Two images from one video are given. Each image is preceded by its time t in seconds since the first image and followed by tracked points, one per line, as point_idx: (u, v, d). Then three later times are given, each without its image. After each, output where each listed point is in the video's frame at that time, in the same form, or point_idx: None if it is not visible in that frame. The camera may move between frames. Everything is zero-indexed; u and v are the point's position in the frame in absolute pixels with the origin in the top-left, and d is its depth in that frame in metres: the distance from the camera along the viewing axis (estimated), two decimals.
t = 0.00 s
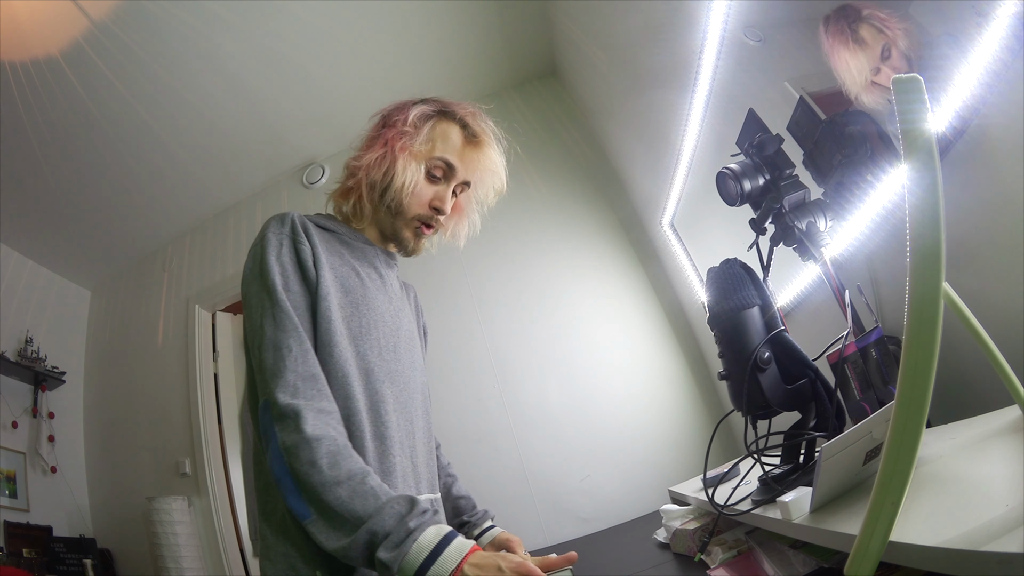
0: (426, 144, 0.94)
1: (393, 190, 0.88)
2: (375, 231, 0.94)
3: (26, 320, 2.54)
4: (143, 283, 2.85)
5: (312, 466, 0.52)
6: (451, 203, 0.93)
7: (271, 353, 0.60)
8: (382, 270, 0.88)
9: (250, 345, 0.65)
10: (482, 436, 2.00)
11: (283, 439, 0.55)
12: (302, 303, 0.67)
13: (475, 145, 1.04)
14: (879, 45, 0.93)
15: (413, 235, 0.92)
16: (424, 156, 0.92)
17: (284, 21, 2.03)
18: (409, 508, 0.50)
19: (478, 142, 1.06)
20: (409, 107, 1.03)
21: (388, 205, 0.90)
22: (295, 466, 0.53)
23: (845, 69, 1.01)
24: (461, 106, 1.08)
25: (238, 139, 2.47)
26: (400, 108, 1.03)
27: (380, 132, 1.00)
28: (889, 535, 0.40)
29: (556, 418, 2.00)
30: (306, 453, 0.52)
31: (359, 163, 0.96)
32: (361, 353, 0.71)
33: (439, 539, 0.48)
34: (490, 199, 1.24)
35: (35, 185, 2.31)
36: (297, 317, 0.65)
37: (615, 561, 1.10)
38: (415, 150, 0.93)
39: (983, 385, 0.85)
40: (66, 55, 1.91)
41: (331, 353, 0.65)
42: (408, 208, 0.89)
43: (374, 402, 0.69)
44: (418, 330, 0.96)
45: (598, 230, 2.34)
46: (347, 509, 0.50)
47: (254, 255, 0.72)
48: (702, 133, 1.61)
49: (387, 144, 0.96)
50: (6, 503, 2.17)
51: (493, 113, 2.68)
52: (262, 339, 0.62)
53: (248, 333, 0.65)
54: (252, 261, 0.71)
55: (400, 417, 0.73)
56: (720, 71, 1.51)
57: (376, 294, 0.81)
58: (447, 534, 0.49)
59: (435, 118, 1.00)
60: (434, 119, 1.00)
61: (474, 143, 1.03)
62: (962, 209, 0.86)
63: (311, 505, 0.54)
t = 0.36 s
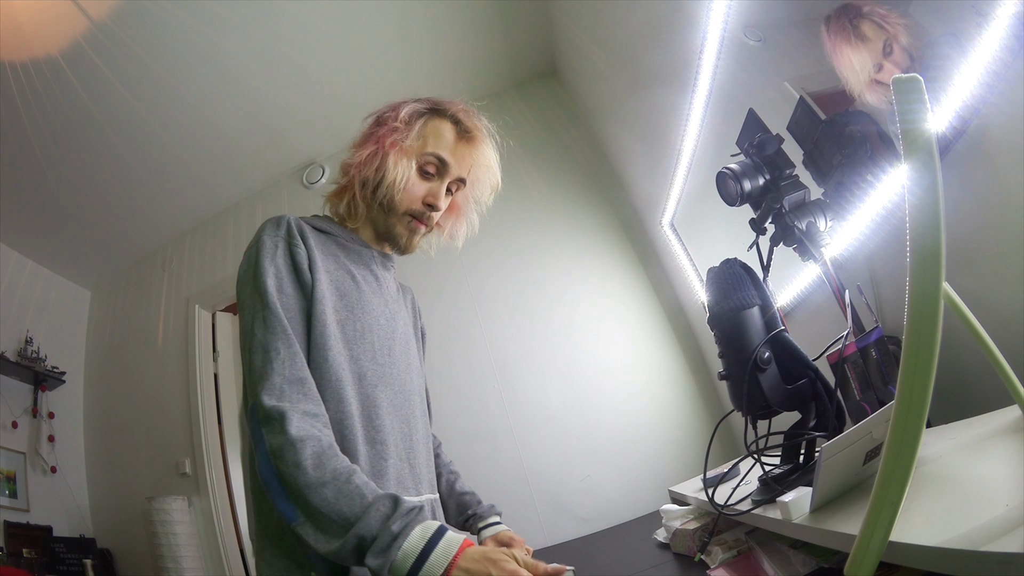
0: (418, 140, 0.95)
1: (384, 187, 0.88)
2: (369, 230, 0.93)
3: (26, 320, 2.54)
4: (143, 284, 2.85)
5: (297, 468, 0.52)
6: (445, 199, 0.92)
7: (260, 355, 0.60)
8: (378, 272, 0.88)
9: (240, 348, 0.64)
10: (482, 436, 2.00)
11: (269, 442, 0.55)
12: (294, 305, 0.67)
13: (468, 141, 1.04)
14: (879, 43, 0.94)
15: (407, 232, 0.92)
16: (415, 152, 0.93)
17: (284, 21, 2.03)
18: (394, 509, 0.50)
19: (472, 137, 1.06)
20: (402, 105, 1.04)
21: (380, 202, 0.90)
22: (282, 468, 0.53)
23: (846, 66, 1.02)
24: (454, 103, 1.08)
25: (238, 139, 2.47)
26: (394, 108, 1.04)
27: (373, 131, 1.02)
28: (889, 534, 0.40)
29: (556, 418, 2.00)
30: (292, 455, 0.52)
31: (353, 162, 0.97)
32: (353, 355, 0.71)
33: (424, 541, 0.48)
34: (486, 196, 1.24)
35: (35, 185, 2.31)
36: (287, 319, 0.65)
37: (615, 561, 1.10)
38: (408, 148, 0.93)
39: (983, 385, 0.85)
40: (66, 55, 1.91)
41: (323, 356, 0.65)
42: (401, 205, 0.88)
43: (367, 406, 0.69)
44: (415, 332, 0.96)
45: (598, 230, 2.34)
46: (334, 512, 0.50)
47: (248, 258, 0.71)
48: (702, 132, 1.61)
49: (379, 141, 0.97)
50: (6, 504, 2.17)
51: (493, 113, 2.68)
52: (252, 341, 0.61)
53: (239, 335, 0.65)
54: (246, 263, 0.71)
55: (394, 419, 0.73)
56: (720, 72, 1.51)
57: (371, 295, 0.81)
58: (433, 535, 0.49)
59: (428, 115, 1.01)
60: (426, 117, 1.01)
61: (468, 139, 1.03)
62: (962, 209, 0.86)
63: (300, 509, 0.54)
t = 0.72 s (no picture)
0: (409, 132, 0.95)
1: (378, 180, 0.88)
2: (365, 227, 0.92)
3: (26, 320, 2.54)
4: (143, 283, 2.85)
5: (281, 470, 0.51)
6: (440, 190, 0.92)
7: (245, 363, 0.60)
8: (375, 271, 0.87)
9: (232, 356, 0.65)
10: (482, 436, 1.99)
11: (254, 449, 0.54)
12: (285, 310, 0.67)
13: (460, 131, 1.04)
14: (880, 34, 0.94)
15: (402, 225, 0.91)
16: (407, 144, 0.93)
17: (284, 21, 2.03)
18: (373, 500, 0.48)
19: (463, 127, 1.06)
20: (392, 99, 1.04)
21: (374, 196, 0.89)
22: (268, 473, 0.52)
23: (844, 60, 1.02)
24: (444, 95, 1.08)
25: (239, 139, 2.47)
26: (384, 102, 1.04)
27: (364, 126, 1.02)
28: (889, 534, 0.40)
29: (556, 418, 2.00)
30: (274, 458, 0.52)
31: (346, 158, 0.97)
32: (347, 358, 0.71)
33: (409, 526, 0.47)
34: (481, 188, 1.24)
35: (35, 185, 2.31)
36: (274, 325, 0.65)
37: (615, 561, 1.10)
38: (399, 142, 0.93)
39: (983, 385, 0.84)
40: (67, 55, 1.91)
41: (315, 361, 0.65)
42: (395, 198, 0.88)
43: (363, 408, 0.69)
44: (416, 330, 0.95)
45: (598, 230, 2.34)
46: (319, 509, 0.49)
47: (241, 263, 0.72)
48: (702, 132, 1.62)
49: (370, 135, 0.97)
50: (5, 504, 2.17)
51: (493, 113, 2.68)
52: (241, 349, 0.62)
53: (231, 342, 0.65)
54: (238, 269, 0.71)
55: (393, 419, 0.73)
56: (720, 72, 1.51)
57: (365, 295, 0.80)
58: (418, 521, 0.48)
59: (418, 108, 1.01)
60: (416, 110, 1.01)
61: (458, 129, 1.03)
62: (962, 210, 0.86)
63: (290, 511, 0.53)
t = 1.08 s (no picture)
0: (411, 125, 0.95)
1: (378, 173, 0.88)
2: (359, 221, 0.92)
3: (26, 320, 2.54)
4: (143, 284, 2.85)
5: (301, 479, 0.52)
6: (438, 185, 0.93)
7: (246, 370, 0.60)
8: (371, 269, 0.87)
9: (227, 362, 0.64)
10: (482, 436, 1.99)
11: (264, 458, 0.55)
12: (281, 314, 0.67)
13: (458, 126, 1.05)
14: (878, 32, 0.95)
15: (399, 219, 0.92)
16: (409, 138, 0.93)
17: (284, 21, 2.03)
18: (403, 499, 0.53)
19: (461, 123, 1.06)
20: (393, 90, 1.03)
21: (373, 189, 0.89)
22: (284, 482, 0.53)
23: (842, 57, 1.02)
24: (442, 89, 1.08)
25: (238, 139, 2.47)
26: (384, 93, 1.03)
27: (363, 116, 1.01)
28: (889, 535, 0.40)
29: (556, 418, 2.00)
30: (291, 467, 0.53)
31: (345, 148, 0.96)
32: (346, 359, 0.71)
33: (443, 517, 0.53)
34: (472, 183, 1.24)
35: (35, 185, 2.31)
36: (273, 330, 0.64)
37: (615, 561, 1.10)
38: (402, 132, 0.93)
39: (983, 385, 0.84)
40: (67, 55, 1.91)
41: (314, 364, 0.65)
42: (395, 192, 0.89)
43: (364, 409, 0.70)
44: (411, 326, 0.96)
45: (598, 230, 2.34)
46: (346, 511, 0.52)
47: (234, 264, 0.71)
48: (702, 132, 1.62)
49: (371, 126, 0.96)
50: (5, 503, 2.17)
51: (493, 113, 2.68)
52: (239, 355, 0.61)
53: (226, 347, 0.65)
54: (232, 272, 0.70)
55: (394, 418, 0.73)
56: (720, 72, 1.51)
57: (361, 295, 0.80)
58: (448, 511, 0.54)
59: (419, 101, 1.01)
60: (417, 103, 1.00)
61: (458, 124, 1.04)
62: (962, 210, 0.86)
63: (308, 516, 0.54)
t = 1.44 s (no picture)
0: (420, 131, 0.93)
1: (386, 181, 0.87)
2: (359, 222, 0.92)
3: (26, 320, 2.54)
4: (143, 284, 2.85)
5: (340, 484, 0.53)
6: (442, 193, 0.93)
7: (267, 370, 0.58)
8: (370, 270, 0.88)
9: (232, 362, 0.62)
10: (482, 436, 1.99)
11: (293, 461, 0.54)
12: (292, 314, 0.67)
13: (463, 133, 1.04)
14: (880, 37, 0.94)
15: (403, 225, 0.92)
16: (419, 145, 0.91)
17: (284, 21, 2.03)
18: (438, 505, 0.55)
19: (466, 130, 1.06)
20: (401, 91, 1.01)
21: (379, 196, 0.88)
22: (318, 486, 0.53)
23: (844, 61, 1.02)
24: (449, 93, 1.07)
25: (238, 139, 2.47)
26: (390, 92, 1.00)
27: (369, 115, 0.98)
28: (889, 534, 0.40)
29: (556, 418, 2.00)
30: (329, 471, 0.53)
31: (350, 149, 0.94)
32: (352, 361, 0.71)
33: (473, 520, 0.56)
34: (470, 186, 1.24)
35: (34, 185, 2.31)
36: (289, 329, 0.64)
37: (615, 561, 1.10)
38: (411, 138, 0.92)
39: (983, 385, 0.84)
40: (67, 55, 1.91)
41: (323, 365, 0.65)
42: (401, 199, 0.88)
43: (370, 412, 0.70)
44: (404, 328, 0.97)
45: (598, 230, 2.34)
46: (383, 517, 0.53)
47: (237, 260, 0.71)
48: (702, 132, 1.62)
49: (379, 128, 0.94)
50: (5, 504, 2.17)
51: (492, 113, 2.68)
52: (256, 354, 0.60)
53: (232, 345, 0.63)
54: (237, 269, 0.69)
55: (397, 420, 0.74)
56: (720, 71, 1.51)
57: (363, 297, 0.81)
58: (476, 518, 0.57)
59: (427, 105, 0.99)
60: (426, 107, 0.99)
61: (464, 131, 1.03)
62: (962, 210, 0.86)
63: (337, 520, 0.54)
